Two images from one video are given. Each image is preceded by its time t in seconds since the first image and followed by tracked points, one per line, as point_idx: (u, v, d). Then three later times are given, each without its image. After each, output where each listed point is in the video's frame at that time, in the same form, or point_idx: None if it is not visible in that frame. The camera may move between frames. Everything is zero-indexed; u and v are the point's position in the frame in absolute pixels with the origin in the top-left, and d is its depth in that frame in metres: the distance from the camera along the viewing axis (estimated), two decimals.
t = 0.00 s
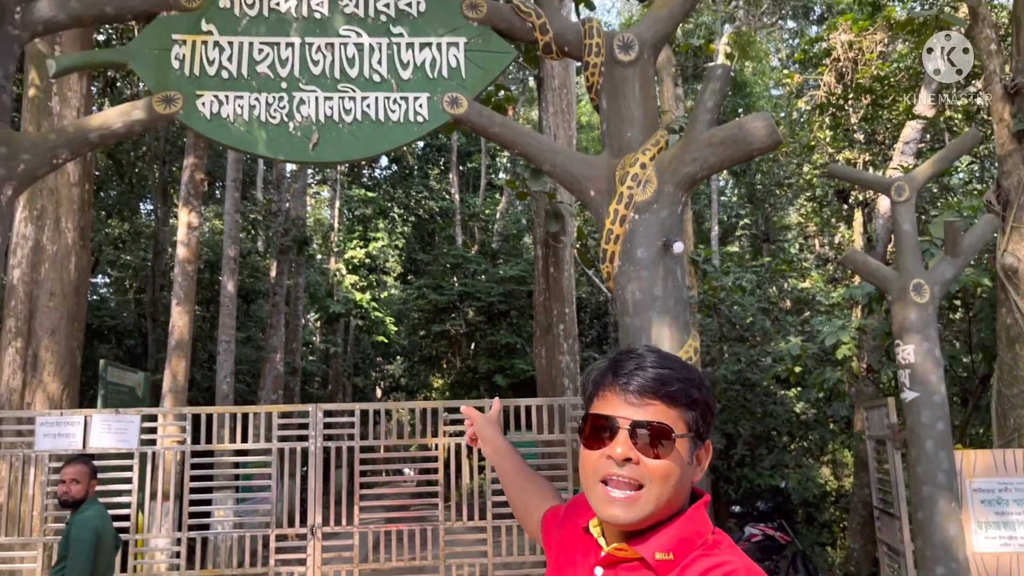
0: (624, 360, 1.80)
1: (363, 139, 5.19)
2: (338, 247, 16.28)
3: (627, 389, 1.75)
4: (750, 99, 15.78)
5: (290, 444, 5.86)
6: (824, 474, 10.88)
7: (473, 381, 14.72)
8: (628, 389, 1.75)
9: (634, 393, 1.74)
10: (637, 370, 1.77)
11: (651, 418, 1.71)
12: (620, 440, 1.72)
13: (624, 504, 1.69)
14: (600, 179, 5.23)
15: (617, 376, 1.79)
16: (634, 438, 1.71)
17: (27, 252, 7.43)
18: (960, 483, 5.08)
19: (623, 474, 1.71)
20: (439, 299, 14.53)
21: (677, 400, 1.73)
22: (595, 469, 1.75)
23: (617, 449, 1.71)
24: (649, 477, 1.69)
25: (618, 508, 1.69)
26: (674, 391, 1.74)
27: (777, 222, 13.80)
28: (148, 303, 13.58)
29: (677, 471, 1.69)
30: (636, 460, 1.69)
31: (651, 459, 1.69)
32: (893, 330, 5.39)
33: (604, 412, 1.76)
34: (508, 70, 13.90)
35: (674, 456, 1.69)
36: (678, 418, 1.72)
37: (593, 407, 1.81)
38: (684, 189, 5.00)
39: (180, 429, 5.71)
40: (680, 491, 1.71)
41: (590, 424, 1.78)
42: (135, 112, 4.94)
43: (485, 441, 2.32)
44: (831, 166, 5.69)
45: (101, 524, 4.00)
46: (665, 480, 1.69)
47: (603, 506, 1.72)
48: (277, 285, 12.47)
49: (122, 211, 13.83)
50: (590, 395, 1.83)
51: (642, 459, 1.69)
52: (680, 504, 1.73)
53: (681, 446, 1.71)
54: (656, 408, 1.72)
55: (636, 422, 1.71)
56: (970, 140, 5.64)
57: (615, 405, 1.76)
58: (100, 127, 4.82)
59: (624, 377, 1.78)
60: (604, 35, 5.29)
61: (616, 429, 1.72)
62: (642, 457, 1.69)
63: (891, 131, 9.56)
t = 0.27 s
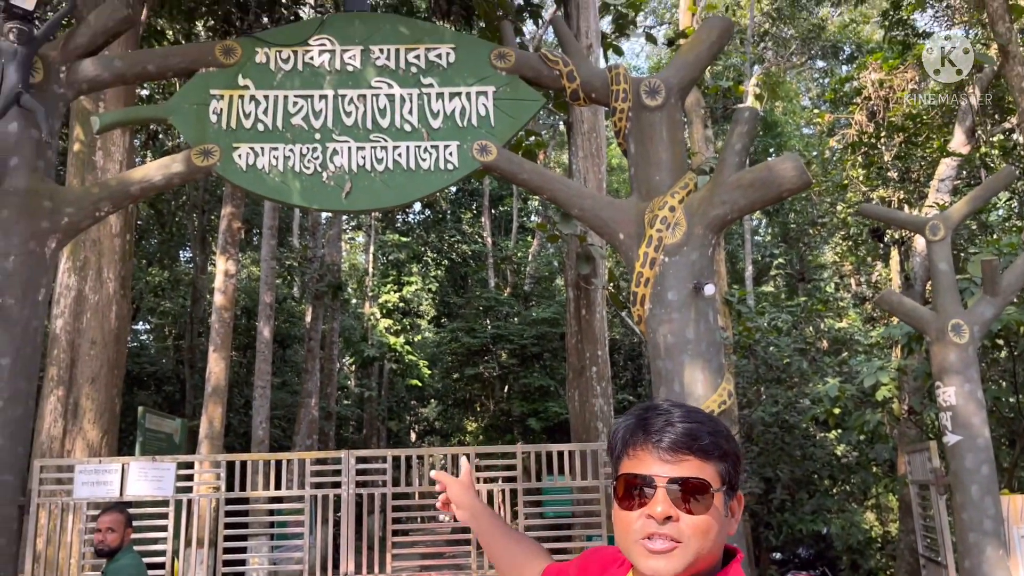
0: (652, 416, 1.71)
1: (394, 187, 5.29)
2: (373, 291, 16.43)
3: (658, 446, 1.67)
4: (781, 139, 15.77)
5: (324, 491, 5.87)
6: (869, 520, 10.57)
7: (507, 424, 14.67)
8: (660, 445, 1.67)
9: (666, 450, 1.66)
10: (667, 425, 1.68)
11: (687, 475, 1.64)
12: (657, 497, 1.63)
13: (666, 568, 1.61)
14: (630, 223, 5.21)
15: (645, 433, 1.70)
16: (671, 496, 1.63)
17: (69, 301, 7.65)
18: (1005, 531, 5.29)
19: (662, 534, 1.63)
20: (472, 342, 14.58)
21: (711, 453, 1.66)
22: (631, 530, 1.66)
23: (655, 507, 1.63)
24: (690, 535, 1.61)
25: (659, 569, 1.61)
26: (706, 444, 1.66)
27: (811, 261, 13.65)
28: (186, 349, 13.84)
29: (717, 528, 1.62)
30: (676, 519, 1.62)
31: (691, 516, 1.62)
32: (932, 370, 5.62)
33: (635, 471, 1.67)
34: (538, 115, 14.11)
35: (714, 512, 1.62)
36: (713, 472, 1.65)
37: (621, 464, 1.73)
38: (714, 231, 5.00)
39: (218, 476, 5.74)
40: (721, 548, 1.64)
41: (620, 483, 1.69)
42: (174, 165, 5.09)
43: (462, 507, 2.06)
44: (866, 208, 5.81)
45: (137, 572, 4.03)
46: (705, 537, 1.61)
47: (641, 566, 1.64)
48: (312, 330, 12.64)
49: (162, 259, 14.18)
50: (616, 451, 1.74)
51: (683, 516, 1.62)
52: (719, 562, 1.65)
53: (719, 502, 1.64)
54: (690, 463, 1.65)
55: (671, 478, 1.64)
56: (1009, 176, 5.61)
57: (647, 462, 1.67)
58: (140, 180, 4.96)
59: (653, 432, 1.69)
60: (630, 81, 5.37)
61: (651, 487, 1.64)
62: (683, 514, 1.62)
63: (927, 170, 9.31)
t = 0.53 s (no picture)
0: (651, 442, 1.79)
1: (414, 215, 5.37)
2: (395, 318, 16.50)
3: (658, 468, 1.75)
4: (800, 162, 15.76)
5: (345, 518, 5.88)
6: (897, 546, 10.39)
7: (529, 450, 14.65)
8: (660, 468, 1.75)
9: (666, 472, 1.74)
10: (667, 450, 1.77)
11: (688, 494, 1.71)
12: (659, 518, 1.71)
13: None
14: (647, 249, 5.25)
15: (646, 458, 1.78)
16: (672, 516, 1.70)
17: (97, 330, 7.80)
18: None
19: (666, 554, 1.69)
20: (493, 367, 14.62)
21: (709, 476, 1.74)
22: (634, 553, 1.72)
23: (656, 527, 1.70)
24: (692, 554, 1.68)
25: None
26: (704, 466, 1.74)
27: (834, 284, 13.56)
28: (211, 377, 14.00)
29: (718, 548, 1.70)
30: (677, 537, 1.69)
31: (693, 534, 1.69)
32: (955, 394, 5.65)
33: (637, 494, 1.74)
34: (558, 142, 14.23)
35: (714, 531, 1.70)
36: (712, 494, 1.73)
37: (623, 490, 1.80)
38: (732, 256, 5.01)
39: (241, 503, 5.78)
40: (724, 566, 1.71)
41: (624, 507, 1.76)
42: (199, 197, 5.21)
43: None
44: (885, 233, 5.83)
45: None
46: (707, 556, 1.68)
47: None
48: (334, 356, 12.74)
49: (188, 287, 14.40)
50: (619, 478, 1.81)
51: (684, 535, 1.69)
52: None
53: (719, 520, 1.71)
54: (690, 484, 1.73)
55: (672, 499, 1.71)
56: None
57: (648, 486, 1.75)
58: (166, 212, 5.07)
59: (653, 457, 1.77)
60: (647, 109, 5.41)
61: (653, 508, 1.71)
62: (685, 533, 1.69)
63: (949, 193, 9.10)
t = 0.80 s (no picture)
0: (640, 449, 1.80)
1: (421, 224, 5.39)
2: (405, 326, 16.51)
3: (648, 477, 1.75)
4: (809, 168, 15.73)
5: (354, 527, 5.90)
6: (910, 554, 10.34)
7: (539, 458, 14.65)
8: (649, 476, 1.76)
9: (655, 481, 1.75)
10: (654, 457, 1.78)
11: (677, 504, 1.73)
12: (650, 528, 1.71)
13: None
14: (654, 256, 5.25)
15: (633, 464, 1.78)
16: (663, 527, 1.72)
17: (107, 340, 7.86)
18: None
19: (655, 564, 1.70)
20: (503, 375, 14.61)
21: (695, 487, 1.75)
22: (622, 562, 1.72)
23: (648, 537, 1.71)
24: (680, 565, 1.70)
25: None
26: (691, 476, 1.76)
27: (844, 290, 13.51)
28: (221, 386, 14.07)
29: (704, 556, 1.72)
30: (667, 546, 1.70)
31: (684, 544, 1.71)
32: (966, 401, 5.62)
33: (625, 502, 1.74)
34: (566, 149, 14.26)
35: (702, 541, 1.72)
36: (699, 502, 1.75)
37: (608, 499, 1.79)
38: (739, 263, 5.00)
39: (251, 512, 5.79)
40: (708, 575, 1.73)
41: (612, 515, 1.76)
42: (207, 207, 5.25)
43: None
44: (892, 239, 5.78)
45: None
46: (694, 565, 1.71)
47: None
48: (344, 365, 12.79)
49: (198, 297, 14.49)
50: (604, 486, 1.80)
51: (676, 545, 1.71)
52: None
53: (706, 529, 1.74)
54: (678, 493, 1.74)
55: (661, 511, 1.72)
56: None
57: (636, 494, 1.75)
58: (175, 222, 5.11)
59: (641, 463, 1.78)
60: (653, 116, 5.41)
61: (644, 518, 1.72)
62: (676, 544, 1.71)
63: (958, 198, 9.03)
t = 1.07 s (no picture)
0: (597, 446, 1.84)
1: (420, 217, 5.39)
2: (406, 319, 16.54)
3: (607, 477, 1.80)
4: (811, 159, 15.72)
5: (354, 519, 5.91)
6: (911, 543, 10.39)
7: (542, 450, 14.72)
8: (607, 474, 1.80)
9: (611, 480, 1.80)
10: (610, 452, 1.82)
11: (635, 503, 1.79)
12: (611, 528, 1.77)
13: None
14: (653, 247, 5.25)
15: (589, 460, 1.83)
16: (623, 526, 1.78)
17: (108, 335, 7.88)
18: None
19: (613, 559, 1.77)
20: (504, 368, 14.64)
21: (650, 484, 1.81)
22: (580, 557, 1.79)
23: (610, 537, 1.77)
24: (639, 561, 1.77)
25: None
26: (647, 473, 1.82)
27: (846, 281, 13.51)
28: (223, 380, 14.12)
29: (658, 549, 1.79)
30: (626, 544, 1.76)
31: (643, 542, 1.77)
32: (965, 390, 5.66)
33: (583, 498, 1.80)
34: (567, 142, 14.26)
35: (660, 538, 1.79)
36: (653, 497, 1.81)
37: (568, 497, 1.84)
38: (738, 254, 5.00)
39: (254, 505, 5.82)
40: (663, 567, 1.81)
41: (572, 513, 1.81)
42: (207, 201, 5.26)
43: None
44: (890, 229, 5.85)
45: None
46: (650, 559, 1.78)
47: None
48: (346, 358, 12.83)
49: (200, 291, 14.52)
50: (563, 484, 1.84)
51: (636, 544, 1.77)
52: None
53: (661, 525, 1.80)
54: (633, 490, 1.79)
55: (621, 509, 1.78)
56: None
57: (594, 490, 1.81)
58: (175, 217, 5.12)
59: (597, 459, 1.82)
60: (651, 108, 5.40)
61: (605, 517, 1.78)
62: (636, 542, 1.77)
63: (959, 186, 9.05)
